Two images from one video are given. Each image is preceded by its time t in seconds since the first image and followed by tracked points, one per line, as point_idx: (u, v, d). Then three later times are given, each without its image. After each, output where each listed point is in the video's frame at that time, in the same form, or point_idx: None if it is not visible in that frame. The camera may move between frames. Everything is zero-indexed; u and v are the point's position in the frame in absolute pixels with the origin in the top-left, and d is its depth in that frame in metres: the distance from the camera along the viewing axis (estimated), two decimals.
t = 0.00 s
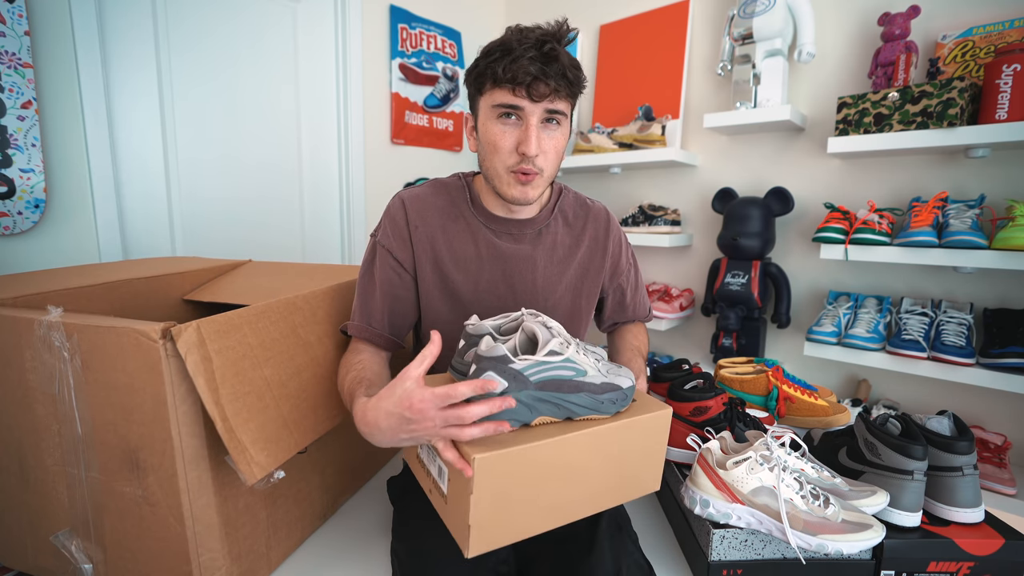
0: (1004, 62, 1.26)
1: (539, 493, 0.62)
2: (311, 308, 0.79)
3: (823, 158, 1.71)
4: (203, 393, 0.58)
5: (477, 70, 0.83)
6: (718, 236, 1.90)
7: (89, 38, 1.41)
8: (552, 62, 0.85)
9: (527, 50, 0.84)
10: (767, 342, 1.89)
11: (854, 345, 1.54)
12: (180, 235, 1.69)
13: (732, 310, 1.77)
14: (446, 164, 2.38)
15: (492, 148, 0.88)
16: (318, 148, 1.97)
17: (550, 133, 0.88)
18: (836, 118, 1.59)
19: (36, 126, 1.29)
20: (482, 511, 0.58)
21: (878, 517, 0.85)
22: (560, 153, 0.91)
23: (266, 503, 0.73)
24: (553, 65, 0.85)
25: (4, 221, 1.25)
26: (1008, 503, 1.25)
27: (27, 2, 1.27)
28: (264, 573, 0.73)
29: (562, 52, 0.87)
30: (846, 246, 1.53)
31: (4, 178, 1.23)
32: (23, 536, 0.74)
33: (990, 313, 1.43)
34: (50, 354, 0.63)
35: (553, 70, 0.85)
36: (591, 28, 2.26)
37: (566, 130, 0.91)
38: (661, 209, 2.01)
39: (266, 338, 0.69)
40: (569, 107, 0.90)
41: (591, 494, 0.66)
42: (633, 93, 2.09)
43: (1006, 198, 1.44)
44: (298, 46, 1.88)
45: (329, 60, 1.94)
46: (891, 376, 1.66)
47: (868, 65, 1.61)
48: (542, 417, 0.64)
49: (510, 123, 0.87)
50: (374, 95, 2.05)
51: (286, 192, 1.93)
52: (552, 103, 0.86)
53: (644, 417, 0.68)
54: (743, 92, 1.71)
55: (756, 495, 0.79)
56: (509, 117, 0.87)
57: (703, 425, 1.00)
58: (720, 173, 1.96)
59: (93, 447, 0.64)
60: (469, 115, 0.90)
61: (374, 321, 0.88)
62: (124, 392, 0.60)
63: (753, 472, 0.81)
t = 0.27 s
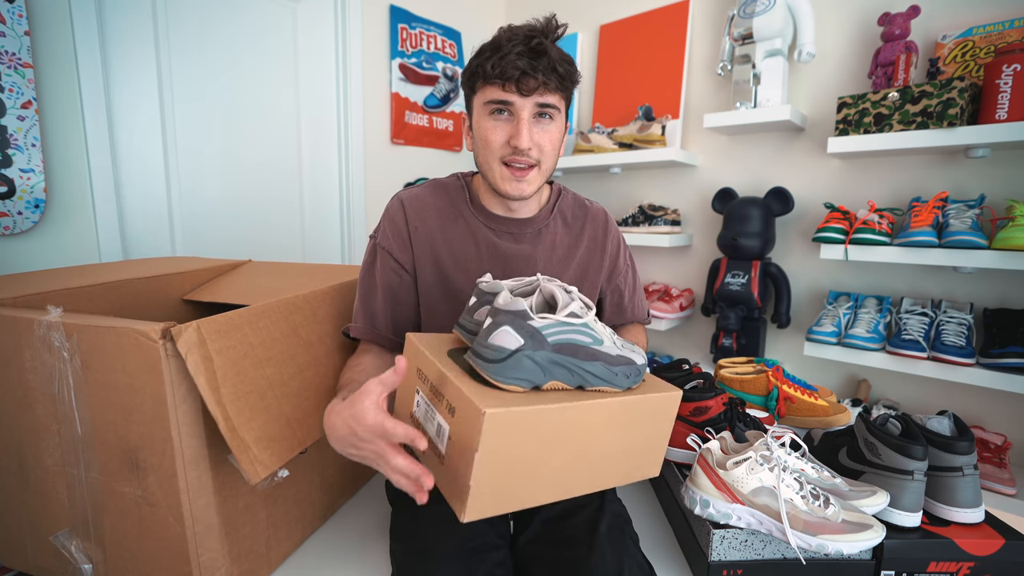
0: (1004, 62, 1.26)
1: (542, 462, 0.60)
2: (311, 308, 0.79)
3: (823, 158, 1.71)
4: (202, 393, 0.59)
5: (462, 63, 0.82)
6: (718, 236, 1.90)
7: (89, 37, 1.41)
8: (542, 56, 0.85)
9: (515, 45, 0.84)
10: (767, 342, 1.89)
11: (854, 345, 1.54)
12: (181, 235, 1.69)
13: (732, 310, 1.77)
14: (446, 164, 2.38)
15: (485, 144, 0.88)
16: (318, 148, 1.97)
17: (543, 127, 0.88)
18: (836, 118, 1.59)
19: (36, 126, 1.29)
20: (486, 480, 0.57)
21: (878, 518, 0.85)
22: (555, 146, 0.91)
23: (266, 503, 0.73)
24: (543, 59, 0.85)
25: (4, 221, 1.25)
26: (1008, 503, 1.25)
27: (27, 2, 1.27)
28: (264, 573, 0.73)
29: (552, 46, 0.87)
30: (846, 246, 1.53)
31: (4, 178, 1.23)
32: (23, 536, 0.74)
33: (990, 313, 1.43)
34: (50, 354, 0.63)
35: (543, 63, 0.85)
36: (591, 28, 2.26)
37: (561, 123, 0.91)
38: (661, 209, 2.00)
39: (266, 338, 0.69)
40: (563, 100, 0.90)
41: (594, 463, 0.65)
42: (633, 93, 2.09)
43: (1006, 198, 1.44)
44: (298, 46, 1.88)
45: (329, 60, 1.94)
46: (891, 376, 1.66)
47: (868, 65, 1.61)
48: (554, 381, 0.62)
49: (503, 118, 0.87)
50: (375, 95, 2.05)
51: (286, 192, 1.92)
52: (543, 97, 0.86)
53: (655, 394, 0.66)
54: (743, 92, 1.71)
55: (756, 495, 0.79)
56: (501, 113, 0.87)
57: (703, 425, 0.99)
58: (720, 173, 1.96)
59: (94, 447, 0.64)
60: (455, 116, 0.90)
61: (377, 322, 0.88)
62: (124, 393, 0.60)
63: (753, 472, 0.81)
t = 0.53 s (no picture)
0: (1004, 62, 1.26)
1: (547, 426, 0.57)
2: (311, 308, 0.79)
3: (823, 158, 1.71)
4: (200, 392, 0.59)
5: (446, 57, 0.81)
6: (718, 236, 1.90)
7: (89, 37, 1.41)
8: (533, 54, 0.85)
9: (506, 43, 0.84)
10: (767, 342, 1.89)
11: (854, 344, 1.54)
12: (181, 236, 1.69)
13: (732, 310, 1.77)
14: (446, 164, 2.38)
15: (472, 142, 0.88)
16: (318, 149, 1.97)
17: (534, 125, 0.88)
18: (836, 118, 1.59)
19: (36, 126, 1.30)
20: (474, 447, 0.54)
21: (878, 517, 0.85)
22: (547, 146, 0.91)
23: (266, 503, 0.73)
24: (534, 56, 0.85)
25: (4, 221, 1.26)
26: (1008, 503, 1.25)
27: (27, 2, 1.27)
28: (264, 573, 0.74)
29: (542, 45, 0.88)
30: (846, 246, 1.53)
31: (4, 178, 1.23)
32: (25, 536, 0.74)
33: (990, 313, 1.43)
34: (50, 354, 0.63)
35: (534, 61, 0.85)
36: (591, 28, 2.27)
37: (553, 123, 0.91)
38: (661, 209, 2.01)
39: (266, 338, 0.69)
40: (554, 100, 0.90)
41: (614, 431, 0.60)
42: (633, 93, 2.09)
43: (1006, 198, 1.44)
44: (298, 46, 1.88)
45: (329, 60, 1.94)
46: (891, 376, 1.66)
47: (868, 65, 1.61)
48: (554, 334, 0.61)
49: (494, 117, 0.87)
50: (375, 95, 2.05)
51: (286, 193, 1.92)
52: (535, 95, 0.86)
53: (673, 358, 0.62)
54: (743, 92, 1.71)
55: (756, 495, 0.80)
56: (492, 112, 0.87)
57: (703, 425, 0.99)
58: (720, 173, 1.96)
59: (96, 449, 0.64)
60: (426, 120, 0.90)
61: (387, 332, 0.91)
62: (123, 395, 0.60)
63: (753, 471, 0.81)
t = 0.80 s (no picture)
0: (1003, 62, 1.27)
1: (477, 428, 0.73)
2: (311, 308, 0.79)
3: (823, 159, 1.71)
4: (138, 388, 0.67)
5: (417, 56, 0.84)
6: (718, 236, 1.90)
7: (89, 37, 1.41)
8: (508, 57, 0.85)
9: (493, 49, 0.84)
10: (767, 342, 1.89)
11: (854, 344, 1.54)
12: (181, 237, 1.69)
13: (732, 310, 1.77)
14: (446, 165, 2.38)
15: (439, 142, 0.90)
16: (318, 156, 1.98)
17: (503, 129, 0.88)
18: (836, 118, 1.59)
19: (36, 126, 1.30)
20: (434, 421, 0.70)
21: (878, 518, 0.85)
22: (518, 151, 0.90)
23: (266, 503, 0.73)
24: (508, 60, 0.84)
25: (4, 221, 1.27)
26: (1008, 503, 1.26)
27: (27, 2, 1.28)
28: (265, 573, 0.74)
29: (523, 47, 0.86)
30: (846, 246, 1.53)
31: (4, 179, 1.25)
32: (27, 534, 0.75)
33: (990, 313, 1.43)
34: None
35: (506, 65, 0.84)
36: (591, 28, 2.26)
37: (528, 128, 0.90)
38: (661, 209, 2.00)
39: (207, 344, 0.78)
40: (530, 105, 0.88)
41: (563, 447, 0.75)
42: (633, 93, 2.09)
43: (1006, 198, 1.44)
44: (298, 46, 1.88)
45: (329, 61, 1.94)
46: (891, 376, 1.66)
47: (868, 65, 1.61)
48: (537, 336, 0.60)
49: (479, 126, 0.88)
50: (375, 96, 2.05)
51: (286, 195, 1.92)
52: (504, 99, 0.86)
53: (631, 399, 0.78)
54: (743, 92, 1.71)
55: (756, 495, 0.79)
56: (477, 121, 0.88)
57: (703, 425, 0.99)
58: (720, 173, 1.95)
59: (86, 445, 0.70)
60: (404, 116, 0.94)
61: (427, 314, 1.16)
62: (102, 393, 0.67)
63: (753, 472, 0.81)
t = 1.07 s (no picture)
0: (1003, 62, 1.27)
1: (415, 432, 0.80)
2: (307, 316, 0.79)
3: (823, 158, 1.71)
4: (125, 384, 0.67)
5: (418, 48, 0.86)
6: (718, 236, 1.90)
7: (89, 37, 1.41)
8: (505, 55, 0.86)
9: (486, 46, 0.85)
10: (767, 342, 1.89)
11: (854, 344, 1.54)
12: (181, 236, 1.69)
13: (732, 310, 1.77)
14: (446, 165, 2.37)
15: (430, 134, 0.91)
16: (318, 153, 1.97)
17: (493, 127, 0.88)
18: (836, 118, 1.59)
19: (36, 126, 1.30)
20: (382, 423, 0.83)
21: (878, 518, 0.85)
22: (506, 151, 0.90)
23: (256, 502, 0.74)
24: (503, 58, 0.85)
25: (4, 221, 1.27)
26: (1008, 503, 1.26)
27: (27, 2, 1.28)
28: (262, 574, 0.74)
29: (520, 48, 0.88)
30: (846, 246, 1.53)
31: (3, 178, 1.25)
32: (29, 533, 0.75)
33: (990, 313, 1.43)
34: None
35: (502, 63, 0.85)
36: (591, 28, 2.26)
37: (518, 128, 0.89)
38: (661, 209, 2.00)
39: (191, 337, 0.78)
40: (522, 105, 0.89)
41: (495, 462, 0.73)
42: (633, 93, 2.09)
43: (1006, 198, 1.44)
44: (298, 45, 1.88)
45: (329, 61, 1.94)
46: (890, 376, 1.66)
47: (868, 65, 1.61)
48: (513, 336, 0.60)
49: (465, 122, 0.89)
50: (375, 96, 2.05)
51: (286, 195, 1.92)
52: (496, 97, 0.86)
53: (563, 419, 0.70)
54: (743, 92, 1.71)
55: (756, 495, 0.79)
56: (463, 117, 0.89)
57: (703, 425, 0.99)
58: (720, 173, 1.95)
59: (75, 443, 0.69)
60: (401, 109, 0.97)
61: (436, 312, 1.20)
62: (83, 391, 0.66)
63: (753, 472, 0.81)
